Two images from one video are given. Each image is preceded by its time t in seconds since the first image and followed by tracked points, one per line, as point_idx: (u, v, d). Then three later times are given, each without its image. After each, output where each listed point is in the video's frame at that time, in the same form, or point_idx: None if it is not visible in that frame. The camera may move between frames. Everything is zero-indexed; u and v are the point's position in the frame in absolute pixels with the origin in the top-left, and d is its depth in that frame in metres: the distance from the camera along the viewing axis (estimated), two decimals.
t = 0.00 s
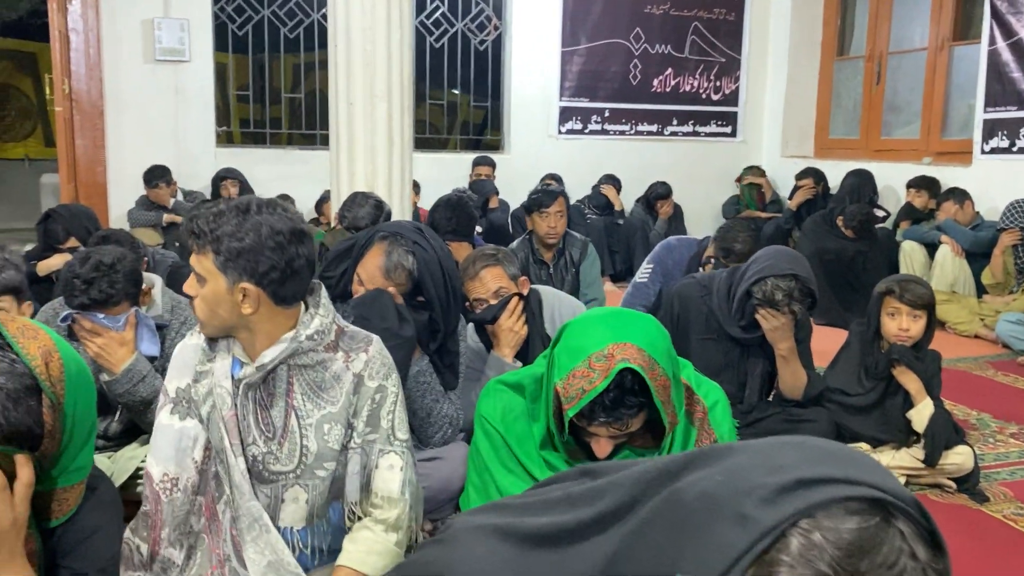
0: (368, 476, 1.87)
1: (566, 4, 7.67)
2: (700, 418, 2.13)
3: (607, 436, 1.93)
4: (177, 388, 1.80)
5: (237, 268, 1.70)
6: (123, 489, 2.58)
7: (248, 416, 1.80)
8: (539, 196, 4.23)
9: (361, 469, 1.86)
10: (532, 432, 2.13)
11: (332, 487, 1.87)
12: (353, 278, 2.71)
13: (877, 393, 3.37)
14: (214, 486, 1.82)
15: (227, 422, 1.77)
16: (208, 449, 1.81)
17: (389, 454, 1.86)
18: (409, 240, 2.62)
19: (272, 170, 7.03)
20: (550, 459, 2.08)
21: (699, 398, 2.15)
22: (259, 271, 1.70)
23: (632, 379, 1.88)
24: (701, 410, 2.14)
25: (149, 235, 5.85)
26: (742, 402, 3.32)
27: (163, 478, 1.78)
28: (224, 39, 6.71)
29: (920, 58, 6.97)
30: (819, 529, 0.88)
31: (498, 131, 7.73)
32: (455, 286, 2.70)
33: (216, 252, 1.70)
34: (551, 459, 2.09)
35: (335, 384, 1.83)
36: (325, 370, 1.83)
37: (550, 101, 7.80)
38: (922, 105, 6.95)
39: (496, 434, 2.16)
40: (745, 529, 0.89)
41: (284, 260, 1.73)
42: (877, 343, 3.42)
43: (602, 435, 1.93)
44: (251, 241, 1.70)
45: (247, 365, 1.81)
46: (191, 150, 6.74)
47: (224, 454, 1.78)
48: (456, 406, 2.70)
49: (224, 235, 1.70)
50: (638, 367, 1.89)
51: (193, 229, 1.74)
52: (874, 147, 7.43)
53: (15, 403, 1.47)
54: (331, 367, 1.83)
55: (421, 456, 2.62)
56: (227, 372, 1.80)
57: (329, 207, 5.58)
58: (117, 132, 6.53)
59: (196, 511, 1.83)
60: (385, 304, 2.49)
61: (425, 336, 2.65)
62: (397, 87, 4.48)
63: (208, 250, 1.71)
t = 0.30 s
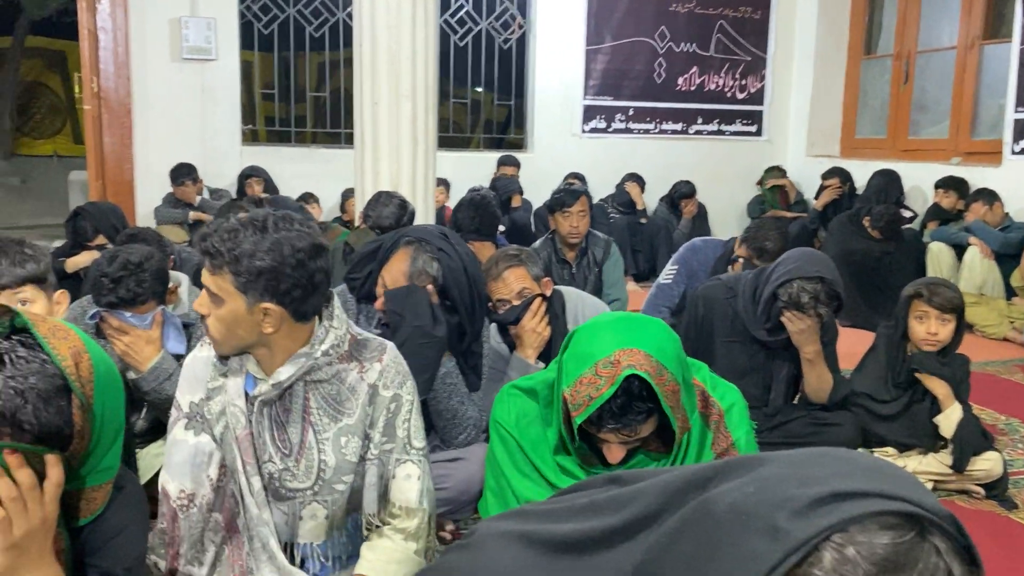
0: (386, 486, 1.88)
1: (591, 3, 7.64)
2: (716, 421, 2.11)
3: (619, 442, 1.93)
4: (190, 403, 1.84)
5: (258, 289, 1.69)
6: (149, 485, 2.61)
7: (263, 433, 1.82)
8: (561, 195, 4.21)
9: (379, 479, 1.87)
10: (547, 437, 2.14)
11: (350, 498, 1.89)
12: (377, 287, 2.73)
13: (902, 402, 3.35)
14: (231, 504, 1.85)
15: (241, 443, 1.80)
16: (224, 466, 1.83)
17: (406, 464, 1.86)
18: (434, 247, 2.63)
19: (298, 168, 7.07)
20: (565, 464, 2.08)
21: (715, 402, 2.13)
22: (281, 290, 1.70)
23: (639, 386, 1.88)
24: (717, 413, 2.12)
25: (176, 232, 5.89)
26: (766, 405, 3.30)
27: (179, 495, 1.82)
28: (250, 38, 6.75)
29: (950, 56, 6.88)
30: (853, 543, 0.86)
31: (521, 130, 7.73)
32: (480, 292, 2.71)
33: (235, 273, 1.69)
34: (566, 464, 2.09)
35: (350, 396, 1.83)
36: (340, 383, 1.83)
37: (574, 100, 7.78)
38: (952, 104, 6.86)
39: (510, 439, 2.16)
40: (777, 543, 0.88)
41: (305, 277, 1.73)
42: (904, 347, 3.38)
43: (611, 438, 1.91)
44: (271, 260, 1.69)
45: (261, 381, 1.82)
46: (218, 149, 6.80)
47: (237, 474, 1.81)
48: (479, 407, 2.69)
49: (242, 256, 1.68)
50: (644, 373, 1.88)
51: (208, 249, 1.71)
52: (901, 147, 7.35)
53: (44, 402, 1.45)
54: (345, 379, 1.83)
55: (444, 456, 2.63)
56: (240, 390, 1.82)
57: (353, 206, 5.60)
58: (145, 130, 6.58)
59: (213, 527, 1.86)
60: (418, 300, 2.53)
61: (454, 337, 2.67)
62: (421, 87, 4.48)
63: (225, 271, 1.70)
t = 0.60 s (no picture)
0: (407, 491, 1.91)
1: (614, 3, 7.62)
2: (741, 427, 2.11)
3: (646, 450, 1.93)
4: (210, 410, 1.83)
5: (287, 305, 1.69)
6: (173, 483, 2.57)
7: (286, 444, 1.84)
8: (582, 196, 4.21)
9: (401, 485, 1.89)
10: (570, 440, 2.15)
11: (372, 506, 1.92)
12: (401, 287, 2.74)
13: (929, 405, 3.32)
14: (251, 513, 1.86)
15: (262, 454, 1.82)
16: (244, 475, 1.84)
17: (426, 468, 1.89)
18: (459, 252, 2.65)
19: (322, 169, 7.13)
20: (588, 468, 2.08)
21: (740, 407, 2.12)
22: (309, 305, 1.70)
23: (670, 396, 1.88)
24: (742, 418, 2.12)
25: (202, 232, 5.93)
26: (789, 408, 3.26)
27: (198, 502, 1.81)
28: (275, 40, 6.81)
29: (978, 55, 6.80)
30: (870, 553, 0.87)
31: (544, 130, 7.73)
32: (502, 294, 2.73)
33: (263, 289, 1.68)
34: (589, 468, 2.09)
35: (372, 404, 1.86)
36: (362, 391, 1.86)
37: (597, 101, 7.77)
38: (980, 104, 6.79)
39: (533, 441, 2.17)
40: (795, 552, 0.88)
41: (333, 291, 1.74)
42: (929, 350, 3.35)
43: (640, 447, 1.92)
44: (301, 275, 1.69)
45: (287, 393, 1.83)
46: (244, 149, 6.86)
47: (257, 486, 1.83)
48: (500, 409, 2.72)
49: (270, 272, 1.68)
50: (675, 384, 1.88)
51: (234, 265, 1.71)
52: (928, 148, 7.27)
53: (74, 403, 1.48)
54: (367, 388, 1.86)
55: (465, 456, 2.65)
56: (263, 401, 1.83)
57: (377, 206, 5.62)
58: (171, 131, 6.64)
59: (232, 537, 1.85)
60: (441, 301, 2.54)
61: (477, 341, 2.71)
62: (444, 89, 4.50)
63: (252, 287, 1.69)
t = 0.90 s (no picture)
0: (436, 498, 1.90)
1: (640, 2, 7.59)
2: (776, 433, 2.09)
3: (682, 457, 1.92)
4: (241, 415, 1.84)
5: (322, 316, 1.70)
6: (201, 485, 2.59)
7: (317, 451, 1.85)
8: (608, 197, 4.20)
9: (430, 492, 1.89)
10: (602, 444, 2.15)
11: (401, 512, 1.91)
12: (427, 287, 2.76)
13: (961, 406, 3.28)
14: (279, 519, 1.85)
15: (292, 460, 1.82)
16: (274, 481, 1.84)
17: (455, 475, 1.89)
18: (485, 254, 2.65)
19: (348, 171, 7.18)
20: (620, 473, 2.09)
21: (775, 413, 2.11)
22: (343, 317, 1.72)
23: (711, 406, 1.88)
24: (777, 425, 2.10)
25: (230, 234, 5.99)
26: (818, 411, 3.23)
27: (228, 506, 1.82)
28: (302, 43, 6.87)
29: (1009, 53, 6.71)
30: (897, 557, 0.86)
31: (568, 130, 7.72)
32: (527, 294, 2.73)
33: (299, 301, 1.69)
34: (621, 473, 2.10)
35: (403, 411, 1.86)
36: (392, 398, 1.85)
37: (623, 101, 7.75)
38: (1012, 102, 6.68)
39: (565, 444, 2.17)
40: (820, 556, 0.88)
41: (366, 302, 1.75)
42: (961, 351, 3.31)
43: (677, 457, 1.93)
44: (335, 287, 1.71)
45: (319, 402, 1.84)
46: (271, 152, 6.92)
47: (286, 493, 1.83)
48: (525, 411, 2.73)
49: (305, 284, 1.69)
50: (718, 396, 1.87)
51: (268, 277, 1.72)
52: (959, 146, 7.17)
53: (106, 404, 1.52)
54: (397, 395, 1.86)
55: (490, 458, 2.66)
56: (292, 408, 1.84)
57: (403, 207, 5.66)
58: (200, 134, 6.71)
59: (262, 542, 1.85)
60: (465, 303, 2.55)
61: (501, 343, 2.70)
62: (469, 90, 4.51)
63: (288, 300, 1.70)
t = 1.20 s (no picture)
0: (470, 492, 1.92)
1: (672, 3, 7.57)
2: (805, 435, 2.08)
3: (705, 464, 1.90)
4: (282, 408, 1.89)
5: (368, 301, 1.75)
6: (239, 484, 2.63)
7: (355, 441, 1.87)
8: (640, 198, 4.19)
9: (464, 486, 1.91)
10: (630, 449, 2.14)
11: (437, 505, 1.93)
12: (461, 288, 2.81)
13: (1000, 410, 3.23)
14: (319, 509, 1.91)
15: (332, 451, 1.84)
16: (314, 473, 1.87)
17: (488, 469, 1.91)
18: (518, 256, 2.70)
19: (381, 174, 7.22)
20: (647, 478, 2.08)
21: (804, 415, 2.09)
22: (387, 301, 1.77)
23: (729, 416, 1.86)
24: (806, 427, 2.08)
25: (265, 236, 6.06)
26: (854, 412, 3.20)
27: (270, 499, 1.86)
28: (336, 47, 6.94)
29: None
30: (940, 560, 0.85)
31: (600, 131, 7.73)
32: (560, 297, 2.76)
33: (345, 285, 1.74)
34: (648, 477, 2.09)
35: (439, 404, 1.89)
36: (429, 391, 1.89)
37: (655, 102, 7.72)
38: None
39: (592, 447, 2.16)
40: (860, 559, 0.87)
41: (408, 288, 1.81)
42: (1001, 353, 3.26)
43: (699, 465, 1.90)
44: (380, 272, 1.76)
45: (355, 391, 1.89)
46: (306, 156, 7.00)
47: (327, 483, 1.85)
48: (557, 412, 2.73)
49: (351, 269, 1.74)
50: (735, 405, 1.85)
51: (314, 264, 1.77)
52: (999, 144, 6.98)
53: (148, 404, 1.54)
54: (434, 388, 1.89)
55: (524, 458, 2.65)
56: (333, 400, 1.88)
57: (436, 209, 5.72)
58: (235, 139, 6.83)
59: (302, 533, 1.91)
60: (499, 304, 2.57)
61: (533, 343, 2.72)
62: (501, 93, 4.53)
63: (333, 284, 1.74)
